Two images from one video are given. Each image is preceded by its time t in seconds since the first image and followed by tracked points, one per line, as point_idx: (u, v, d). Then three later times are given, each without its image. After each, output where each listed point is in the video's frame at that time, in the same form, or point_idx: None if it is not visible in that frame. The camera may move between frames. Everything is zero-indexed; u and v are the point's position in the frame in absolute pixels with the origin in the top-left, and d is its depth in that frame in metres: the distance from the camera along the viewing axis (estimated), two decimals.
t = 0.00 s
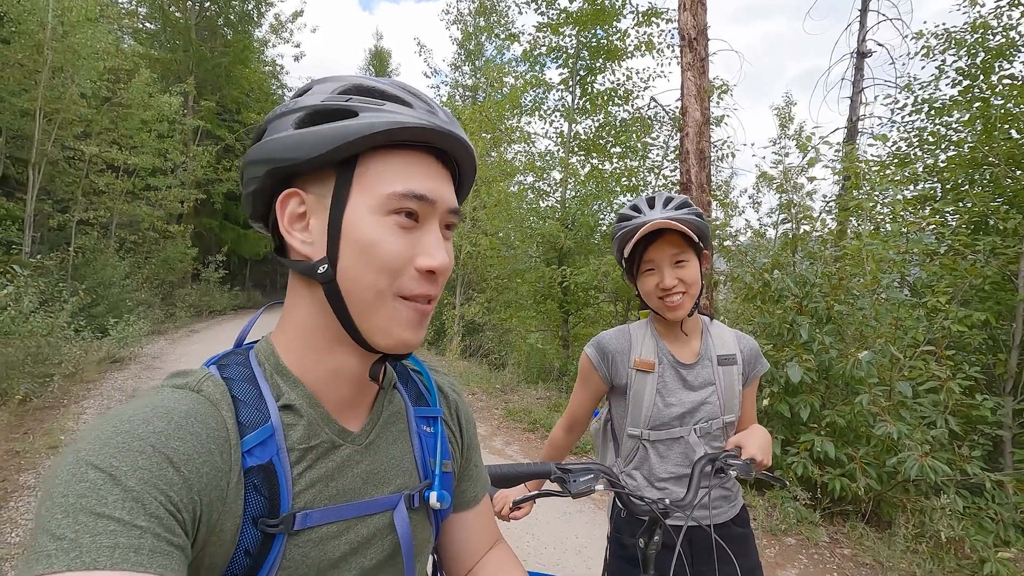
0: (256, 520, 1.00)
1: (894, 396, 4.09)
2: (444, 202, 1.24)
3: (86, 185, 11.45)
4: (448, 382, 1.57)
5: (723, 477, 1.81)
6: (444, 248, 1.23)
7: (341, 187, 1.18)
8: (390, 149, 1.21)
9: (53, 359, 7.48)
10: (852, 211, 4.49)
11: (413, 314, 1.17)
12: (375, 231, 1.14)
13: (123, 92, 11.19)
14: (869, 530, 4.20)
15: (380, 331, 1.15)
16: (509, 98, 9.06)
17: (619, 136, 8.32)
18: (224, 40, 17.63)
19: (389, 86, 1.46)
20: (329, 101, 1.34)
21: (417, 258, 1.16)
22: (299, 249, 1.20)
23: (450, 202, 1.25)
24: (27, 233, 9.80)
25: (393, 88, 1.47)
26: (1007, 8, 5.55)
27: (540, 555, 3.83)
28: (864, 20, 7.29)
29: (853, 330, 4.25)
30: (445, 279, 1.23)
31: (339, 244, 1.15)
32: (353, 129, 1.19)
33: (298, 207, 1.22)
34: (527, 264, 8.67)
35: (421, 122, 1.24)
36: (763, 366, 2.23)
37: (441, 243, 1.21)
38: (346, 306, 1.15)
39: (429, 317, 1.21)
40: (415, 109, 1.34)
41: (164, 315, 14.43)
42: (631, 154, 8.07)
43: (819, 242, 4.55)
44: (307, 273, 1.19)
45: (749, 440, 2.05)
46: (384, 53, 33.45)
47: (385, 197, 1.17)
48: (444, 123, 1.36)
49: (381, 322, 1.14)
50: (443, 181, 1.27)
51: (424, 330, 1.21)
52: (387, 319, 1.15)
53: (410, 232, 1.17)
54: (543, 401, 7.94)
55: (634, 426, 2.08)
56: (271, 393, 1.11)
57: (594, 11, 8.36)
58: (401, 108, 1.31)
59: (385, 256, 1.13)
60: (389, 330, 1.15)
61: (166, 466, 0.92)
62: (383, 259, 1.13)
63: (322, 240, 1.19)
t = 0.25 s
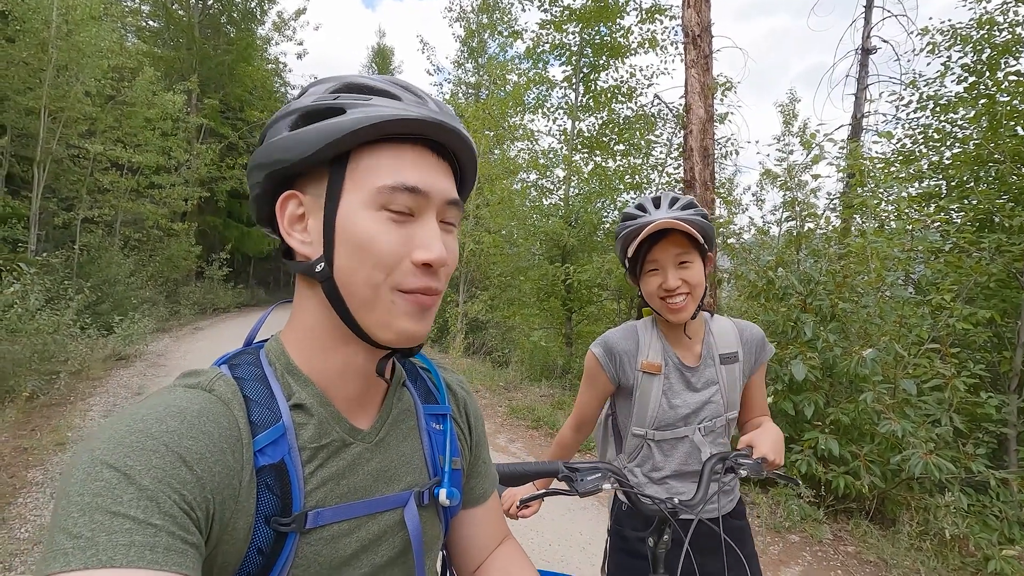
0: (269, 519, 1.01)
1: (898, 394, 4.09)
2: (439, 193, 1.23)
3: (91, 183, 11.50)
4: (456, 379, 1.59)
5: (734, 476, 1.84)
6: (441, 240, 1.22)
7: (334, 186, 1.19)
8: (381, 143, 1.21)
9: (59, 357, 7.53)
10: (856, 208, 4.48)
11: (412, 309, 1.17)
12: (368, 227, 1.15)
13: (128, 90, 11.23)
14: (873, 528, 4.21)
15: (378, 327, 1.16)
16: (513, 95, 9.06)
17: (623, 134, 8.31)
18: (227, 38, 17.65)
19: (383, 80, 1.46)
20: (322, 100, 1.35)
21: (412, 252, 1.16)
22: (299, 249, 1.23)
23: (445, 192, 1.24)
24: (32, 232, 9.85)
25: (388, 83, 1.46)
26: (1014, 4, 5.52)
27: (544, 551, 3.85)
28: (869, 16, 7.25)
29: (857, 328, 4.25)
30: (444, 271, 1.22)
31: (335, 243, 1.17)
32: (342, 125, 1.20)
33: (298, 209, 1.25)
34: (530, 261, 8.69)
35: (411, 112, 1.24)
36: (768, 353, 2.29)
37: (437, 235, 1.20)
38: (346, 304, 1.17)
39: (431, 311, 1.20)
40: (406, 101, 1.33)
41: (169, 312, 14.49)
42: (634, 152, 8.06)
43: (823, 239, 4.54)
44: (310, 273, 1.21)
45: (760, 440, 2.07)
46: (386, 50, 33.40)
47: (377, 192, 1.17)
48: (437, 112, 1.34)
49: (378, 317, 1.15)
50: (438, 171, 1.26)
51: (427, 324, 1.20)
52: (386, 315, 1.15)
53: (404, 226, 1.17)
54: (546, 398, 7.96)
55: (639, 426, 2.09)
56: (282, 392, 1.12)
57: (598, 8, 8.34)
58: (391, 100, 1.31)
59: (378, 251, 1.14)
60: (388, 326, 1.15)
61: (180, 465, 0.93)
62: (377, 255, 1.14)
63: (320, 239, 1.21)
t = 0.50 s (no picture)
0: (275, 514, 1.02)
1: (902, 391, 4.08)
2: (392, 170, 1.22)
3: (95, 181, 11.56)
4: (459, 372, 1.60)
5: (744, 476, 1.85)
6: (401, 217, 1.21)
7: (298, 179, 1.25)
8: (334, 129, 1.24)
9: (64, 354, 7.57)
10: (861, 205, 4.44)
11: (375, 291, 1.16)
12: (322, 212, 1.18)
13: (131, 88, 11.26)
14: (877, 525, 4.20)
15: (339, 311, 1.16)
16: (515, 93, 9.05)
17: (626, 131, 8.29)
18: (230, 35, 17.66)
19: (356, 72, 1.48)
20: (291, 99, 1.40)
21: (366, 232, 1.16)
22: (281, 248, 1.30)
23: (401, 168, 1.23)
24: (38, 229, 9.90)
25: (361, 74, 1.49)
26: None
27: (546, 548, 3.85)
28: (874, 13, 7.20)
29: (861, 325, 4.25)
30: (408, 249, 1.20)
31: (299, 233, 1.21)
32: (296, 121, 1.25)
33: (279, 210, 1.32)
34: (533, 259, 8.71)
35: (361, 92, 1.24)
36: (786, 372, 2.26)
37: (394, 213, 1.19)
38: (313, 293, 1.20)
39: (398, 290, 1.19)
40: (365, 82, 1.33)
41: (173, 310, 14.55)
42: (638, 149, 8.02)
43: (827, 237, 4.53)
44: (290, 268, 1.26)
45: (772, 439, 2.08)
46: (389, 48, 33.35)
47: (330, 177, 1.19)
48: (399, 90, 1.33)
49: (338, 298, 1.16)
50: (396, 149, 1.24)
51: (395, 306, 1.18)
52: (347, 299, 1.16)
53: (357, 208, 1.18)
54: (549, 396, 7.96)
55: (638, 435, 2.14)
56: (285, 386, 1.14)
57: (601, 5, 8.32)
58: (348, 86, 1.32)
59: (331, 233, 1.16)
60: (351, 311, 1.16)
61: (180, 461, 0.94)
62: (330, 239, 1.16)
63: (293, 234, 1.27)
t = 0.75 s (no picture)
0: (255, 508, 1.01)
1: (905, 390, 4.06)
2: (377, 162, 1.21)
3: (98, 180, 11.59)
4: (451, 365, 1.60)
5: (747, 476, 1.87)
6: (383, 209, 1.19)
7: (286, 167, 1.26)
8: (323, 120, 1.24)
9: (67, 352, 7.58)
10: (864, 203, 4.40)
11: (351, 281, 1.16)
12: (304, 201, 1.18)
13: (133, 87, 11.27)
14: (879, 524, 4.18)
15: (316, 300, 1.17)
16: (517, 91, 9.04)
17: (628, 129, 8.26)
18: (232, 34, 17.67)
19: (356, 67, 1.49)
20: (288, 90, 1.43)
21: (345, 222, 1.16)
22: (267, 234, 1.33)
23: (386, 161, 1.22)
24: (41, 228, 9.93)
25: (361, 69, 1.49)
26: None
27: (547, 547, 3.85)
28: (877, 9, 7.16)
29: (863, 324, 4.23)
30: (387, 241, 1.19)
31: (282, 220, 1.22)
32: (286, 109, 1.26)
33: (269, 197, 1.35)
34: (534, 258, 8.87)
35: (350, 85, 1.24)
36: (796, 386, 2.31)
37: (375, 205, 1.18)
38: (292, 279, 1.21)
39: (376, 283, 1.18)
40: (358, 76, 1.33)
41: (175, 308, 14.58)
42: (640, 147, 7.99)
43: (830, 235, 4.52)
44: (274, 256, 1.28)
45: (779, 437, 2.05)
46: (391, 46, 33.33)
47: (313, 166, 1.19)
48: (391, 85, 1.32)
49: (317, 289, 1.16)
50: (382, 142, 1.23)
51: (371, 297, 1.18)
52: (325, 288, 1.16)
53: (339, 198, 1.18)
54: (551, 394, 7.95)
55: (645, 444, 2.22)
56: (269, 379, 1.14)
57: (603, 3, 8.29)
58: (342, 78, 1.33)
59: (311, 222, 1.16)
60: (328, 299, 1.16)
61: (159, 454, 0.93)
62: (310, 226, 1.16)
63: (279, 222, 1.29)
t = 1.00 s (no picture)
0: (234, 511, 1.00)
1: (905, 389, 4.04)
2: (359, 165, 1.19)
3: (98, 179, 11.60)
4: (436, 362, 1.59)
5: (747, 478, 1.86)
6: (364, 213, 1.18)
7: (264, 167, 1.24)
8: (303, 120, 1.22)
9: (67, 351, 7.59)
10: (864, 202, 4.40)
11: (331, 285, 1.15)
12: (283, 204, 1.16)
13: (133, 86, 11.27)
14: (878, 524, 4.17)
15: (296, 304, 1.16)
16: (517, 89, 9.03)
17: (628, 128, 8.25)
18: (232, 33, 17.67)
19: (338, 62, 1.46)
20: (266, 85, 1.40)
21: (326, 227, 1.14)
22: (243, 233, 1.31)
23: (368, 163, 1.20)
24: (41, 227, 9.93)
25: (343, 64, 1.47)
26: None
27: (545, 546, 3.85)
28: (879, 7, 7.14)
29: (864, 323, 4.21)
30: (369, 246, 1.17)
31: (260, 222, 1.21)
32: (265, 108, 1.24)
33: (246, 195, 1.33)
34: (534, 256, 8.84)
35: (332, 86, 1.22)
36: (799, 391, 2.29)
37: (356, 209, 1.17)
38: (271, 283, 1.19)
39: (357, 287, 1.17)
40: (340, 74, 1.31)
41: (176, 307, 14.59)
42: (640, 146, 7.97)
43: (830, 234, 4.51)
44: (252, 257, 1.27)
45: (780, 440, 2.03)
46: (391, 45, 33.33)
47: (293, 169, 1.18)
48: (374, 84, 1.30)
49: (297, 293, 1.15)
50: (364, 144, 1.21)
51: (353, 300, 1.16)
52: (304, 293, 1.14)
53: (320, 202, 1.16)
54: (551, 394, 7.95)
55: (647, 444, 2.20)
56: (248, 381, 1.13)
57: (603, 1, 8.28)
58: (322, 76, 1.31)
59: (290, 227, 1.14)
60: (308, 304, 1.14)
61: (132, 457, 0.91)
62: (290, 230, 1.14)
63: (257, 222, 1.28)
